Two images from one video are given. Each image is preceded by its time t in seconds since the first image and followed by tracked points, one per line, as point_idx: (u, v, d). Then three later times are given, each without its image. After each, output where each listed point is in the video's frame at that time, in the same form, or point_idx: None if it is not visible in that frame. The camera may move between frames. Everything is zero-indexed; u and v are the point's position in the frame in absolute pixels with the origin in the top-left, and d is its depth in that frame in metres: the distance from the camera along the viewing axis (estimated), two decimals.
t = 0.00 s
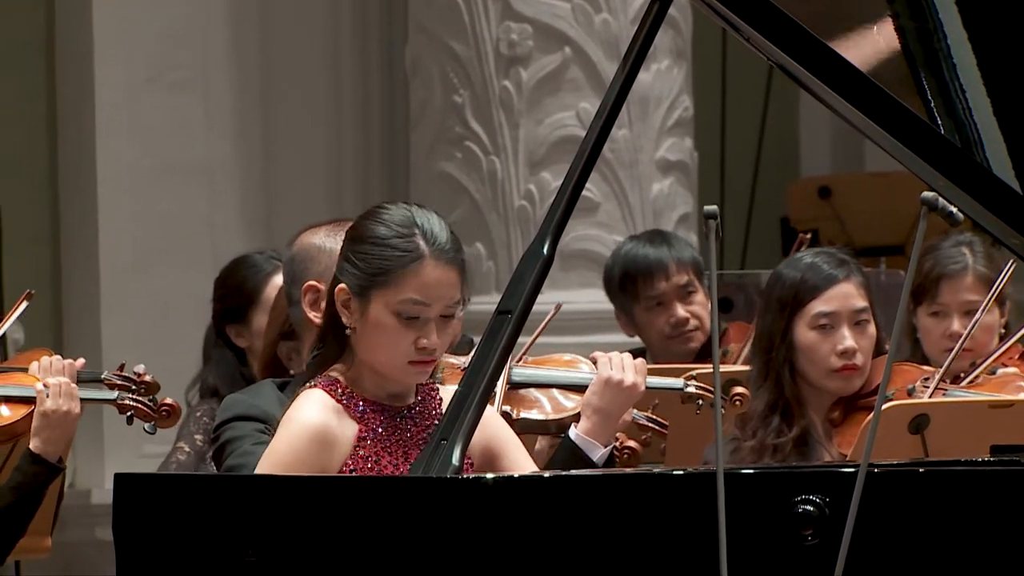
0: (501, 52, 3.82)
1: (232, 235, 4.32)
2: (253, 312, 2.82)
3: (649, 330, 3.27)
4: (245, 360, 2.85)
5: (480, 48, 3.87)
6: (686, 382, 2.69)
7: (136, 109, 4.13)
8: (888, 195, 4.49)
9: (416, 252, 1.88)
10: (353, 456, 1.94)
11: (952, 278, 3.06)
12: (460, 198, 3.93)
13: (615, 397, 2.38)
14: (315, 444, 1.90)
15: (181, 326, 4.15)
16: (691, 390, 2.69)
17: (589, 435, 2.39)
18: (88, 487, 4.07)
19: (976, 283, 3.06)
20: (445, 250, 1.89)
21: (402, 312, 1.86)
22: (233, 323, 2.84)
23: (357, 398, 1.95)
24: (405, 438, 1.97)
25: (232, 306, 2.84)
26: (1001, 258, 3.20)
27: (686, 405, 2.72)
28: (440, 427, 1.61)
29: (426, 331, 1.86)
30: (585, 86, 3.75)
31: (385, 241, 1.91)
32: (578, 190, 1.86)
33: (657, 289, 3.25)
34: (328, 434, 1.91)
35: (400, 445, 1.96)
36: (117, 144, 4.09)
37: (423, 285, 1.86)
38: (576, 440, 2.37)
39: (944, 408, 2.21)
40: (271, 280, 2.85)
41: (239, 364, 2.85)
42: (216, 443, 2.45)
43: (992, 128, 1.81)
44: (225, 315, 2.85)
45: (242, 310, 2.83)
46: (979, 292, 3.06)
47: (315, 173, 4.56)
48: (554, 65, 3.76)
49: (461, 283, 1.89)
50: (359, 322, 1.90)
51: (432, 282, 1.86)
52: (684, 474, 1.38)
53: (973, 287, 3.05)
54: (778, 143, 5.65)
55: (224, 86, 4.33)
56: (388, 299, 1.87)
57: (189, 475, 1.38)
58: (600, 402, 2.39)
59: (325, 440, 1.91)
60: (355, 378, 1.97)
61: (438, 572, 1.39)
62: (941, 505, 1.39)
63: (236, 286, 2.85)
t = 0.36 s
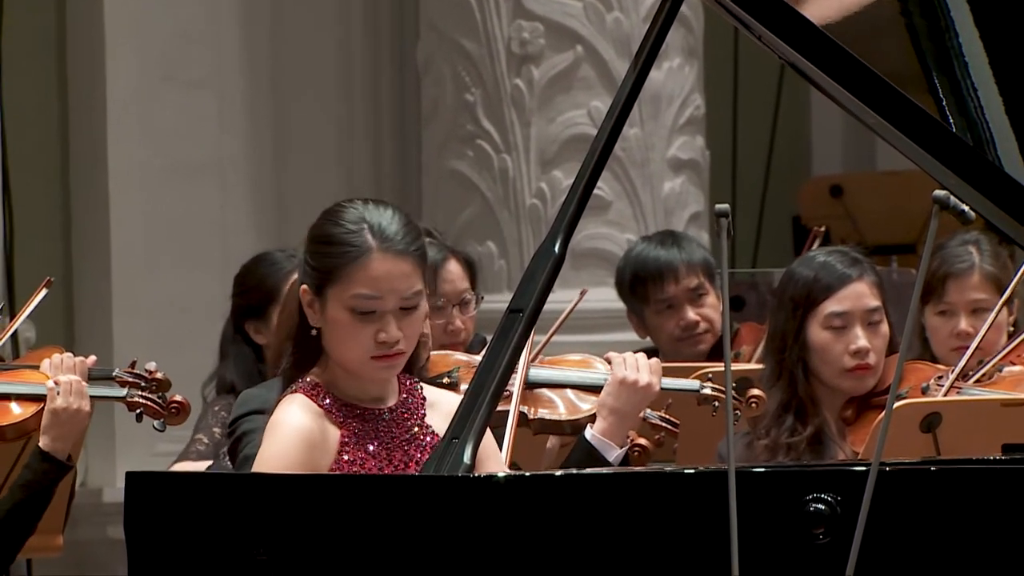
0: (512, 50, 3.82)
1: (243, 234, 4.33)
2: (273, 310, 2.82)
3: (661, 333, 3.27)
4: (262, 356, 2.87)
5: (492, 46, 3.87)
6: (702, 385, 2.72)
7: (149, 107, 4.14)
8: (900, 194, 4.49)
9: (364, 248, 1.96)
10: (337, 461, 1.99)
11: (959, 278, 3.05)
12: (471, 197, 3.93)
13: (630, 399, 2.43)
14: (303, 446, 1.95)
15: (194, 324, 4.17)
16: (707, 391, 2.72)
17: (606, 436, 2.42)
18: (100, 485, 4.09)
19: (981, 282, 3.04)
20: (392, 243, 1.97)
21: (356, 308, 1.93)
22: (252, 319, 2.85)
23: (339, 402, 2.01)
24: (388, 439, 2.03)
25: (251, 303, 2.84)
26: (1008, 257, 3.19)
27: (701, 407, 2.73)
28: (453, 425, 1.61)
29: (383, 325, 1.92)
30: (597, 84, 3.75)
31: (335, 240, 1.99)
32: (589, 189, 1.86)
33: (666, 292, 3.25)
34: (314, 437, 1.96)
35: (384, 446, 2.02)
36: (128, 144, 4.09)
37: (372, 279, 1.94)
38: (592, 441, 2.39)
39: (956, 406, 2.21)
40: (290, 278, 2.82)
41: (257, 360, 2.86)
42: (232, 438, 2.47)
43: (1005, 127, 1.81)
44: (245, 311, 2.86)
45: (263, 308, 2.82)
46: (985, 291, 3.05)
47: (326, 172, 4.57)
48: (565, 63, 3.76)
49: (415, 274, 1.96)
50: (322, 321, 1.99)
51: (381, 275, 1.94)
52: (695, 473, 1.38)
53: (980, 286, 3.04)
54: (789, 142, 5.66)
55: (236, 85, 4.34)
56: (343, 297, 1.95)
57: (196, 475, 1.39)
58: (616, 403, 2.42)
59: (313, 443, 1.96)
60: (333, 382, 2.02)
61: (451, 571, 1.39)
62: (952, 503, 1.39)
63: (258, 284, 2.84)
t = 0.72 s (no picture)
0: (523, 49, 3.83)
1: (255, 232, 4.34)
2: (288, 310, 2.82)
3: (665, 331, 3.29)
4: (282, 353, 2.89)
5: (502, 44, 3.87)
6: (718, 384, 2.71)
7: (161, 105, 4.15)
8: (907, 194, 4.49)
9: (338, 246, 1.94)
10: (326, 458, 1.97)
11: (964, 275, 3.06)
12: (482, 194, 3.93)
13: (645, 399, 2.43)
14: (293, 440, 1.92)
15: (205, 322, 4.18)
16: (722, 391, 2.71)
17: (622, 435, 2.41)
18: (111, 483, 4.10)
19: (987, 280, 3.06)
20: (368, 241, 1.94)
21: (331, 306, 1.92)
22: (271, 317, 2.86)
23: (327, 399, 1.99)
24: (378, 433, 2.01)
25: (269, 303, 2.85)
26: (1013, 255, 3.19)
27: (718, 406, 2.73)
28: (464, 423, 1.60)
29: (359, 324, 1.91)
30: (608, 81, 3.75)
31: (311, 237, 1.97)
32: (600, 187, 1.86)
33: (671, 291, 3.26)
34: (303, 431, 1.94)
35: (373, 442, 2.00)
36: (140, 143, 4.10)
37: (347, 277, 1.92)
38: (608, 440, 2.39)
39: (967, 405, 2.21)
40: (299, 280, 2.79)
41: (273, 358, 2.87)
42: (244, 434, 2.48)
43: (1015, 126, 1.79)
44: (264, 310, 2.87)
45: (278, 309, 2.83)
46: (990, 289, 3.06)
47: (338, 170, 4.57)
48: (576, 61, 3.76)
49: (392, 271, 1.93)
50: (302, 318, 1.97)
51: (355, 274, 1.92)
52: (706, 471, 1.39)
53: (983, 284, 3.06)
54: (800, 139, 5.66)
55: (248, 83, 4.35)
56: (318, 296, 1.93)
57: (204, 471, 1.40)
58: (632, 403, 2.43)
59: (303, 438, 1.94)
60: (321, 379, 2.00)
61: (471, 567, 1.38)
62: (964, 502, 1.38)
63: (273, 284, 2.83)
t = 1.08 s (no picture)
0: (533, 47, 3.83)
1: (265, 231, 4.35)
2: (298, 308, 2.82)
3: (673, 339, 3.32)
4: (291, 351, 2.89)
5: (512, 43, 3.87)
6: (736, 391, 2.71)
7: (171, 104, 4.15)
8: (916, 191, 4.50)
9: (354, 244, 1.93)
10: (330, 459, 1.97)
11: (963, 274, 3.06)
12: (493, 193, 3.93)
13: (666, 406, 2.42)
14: (297, 442, 1.91)
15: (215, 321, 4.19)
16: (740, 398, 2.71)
17: (640, 442, 2.41)
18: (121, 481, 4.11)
19: (984, 277, 3.06)
20: (382, 238, 1.95)
21: (348, 304, 1.92)
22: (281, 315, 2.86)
23: (331, 399, 1.99)
24: (382, 435, 2.02)
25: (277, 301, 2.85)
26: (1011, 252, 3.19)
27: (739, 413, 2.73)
28: (474, 421, 1.60)
29: (375, 321, 1.91)
30: (617, 79, 3.76)
31: (324, 236, 1.96)
32: (610, 185, 1.86)
33: (681, 308, 3.28)
34: (306, 433, 1.93)
35: (378, 443, 2.01)
36: (149, 142, 4.11)
37: (363, 275, 1.92)
38: (627, 448, 2.38)
39: (978, 403, 2.20)
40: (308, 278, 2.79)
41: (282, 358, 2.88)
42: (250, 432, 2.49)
43: None
44: (273, 309, 2.87)
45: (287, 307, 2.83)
46: (988, 287, 3.05)
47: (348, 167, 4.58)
48: (587, 60, 3.77)
49: (405, 268, 1.94)
50: (314, 318, 1.97)
51: (372, 271, 1.92)
52: (716, 469, 1.39)
53: (982, 282, 3.06)
54: (810, 137, 5.66)
55: (259, 82, 4.36)
56: (334, 294, 1.93)
57: (218, 471, 1.39)
58: (651, 411, 2.41)
59: (307, 438, 1.93)
60: (326, 380, 2.00)
61: (485, 563, 1.39)
62: (974, 500, 1.38)
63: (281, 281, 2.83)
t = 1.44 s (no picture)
0: (543, 46, 3.83)
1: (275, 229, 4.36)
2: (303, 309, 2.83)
3: (686, 341, 3.32)
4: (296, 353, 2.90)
5: (522, 41, 3.87)
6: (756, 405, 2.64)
7: (181, 103, 4.16)
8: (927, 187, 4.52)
9: (363, 241, 1.94)
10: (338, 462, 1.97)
11: (958, 275, 3.07)
12: (502, 192, 3.93)
13: (684, 420, 2.38)
14: (304, 446, 1.92)
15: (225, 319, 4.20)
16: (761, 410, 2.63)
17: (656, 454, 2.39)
18: (132, 480, 4.13)
19: (979, 276, 3.06)
20: (392, 237, 1.95)
21: (357, 301, 1.92)
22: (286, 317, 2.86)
23: (338, 401, 1.99)
24: (390, 438, 2.02)
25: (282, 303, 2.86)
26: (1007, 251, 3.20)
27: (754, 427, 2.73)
28: (484, 420, 1.60)
29: (383, 318, 1.91)
30: (627, 78, 3.76)
31: (334, 233, 1.97)
32: (620, 183, 1.86)
33: (692, 312, 3.28)
34: (313, 436, 1.94)
35: (386, 446, 2.01)
36: (159, 141, 4.12)
37: (372, 272, 1.92)
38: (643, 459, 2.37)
39: (988, 401, 2.20)
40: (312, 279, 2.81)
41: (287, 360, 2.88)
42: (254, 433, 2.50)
43: None
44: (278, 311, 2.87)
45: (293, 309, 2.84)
46: (985, 286, 3.05)
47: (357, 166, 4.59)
48: (597, 58, 3.77)
49: (414, 267, 1.94)
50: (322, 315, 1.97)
51: (381, 268, 1.92)
52: (725, 469, 1.39)
53: (979, 281, 3.06)
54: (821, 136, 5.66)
55: (269, 80, 4.37)
56: (343, 291, 1.93)
57: (227, 469, 1.40)
58: (670, 424, 2.38)
59: (314, 442, 1.94)
60: (334, 381, 2.00)
61: (495, 562, 1.39)
62: (983, 498, 1.38)
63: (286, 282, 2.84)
